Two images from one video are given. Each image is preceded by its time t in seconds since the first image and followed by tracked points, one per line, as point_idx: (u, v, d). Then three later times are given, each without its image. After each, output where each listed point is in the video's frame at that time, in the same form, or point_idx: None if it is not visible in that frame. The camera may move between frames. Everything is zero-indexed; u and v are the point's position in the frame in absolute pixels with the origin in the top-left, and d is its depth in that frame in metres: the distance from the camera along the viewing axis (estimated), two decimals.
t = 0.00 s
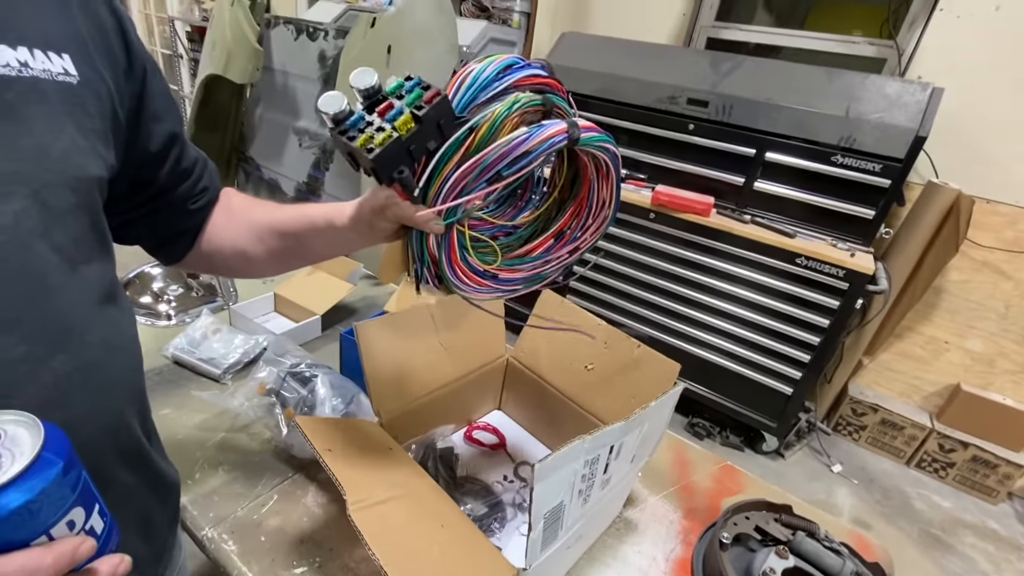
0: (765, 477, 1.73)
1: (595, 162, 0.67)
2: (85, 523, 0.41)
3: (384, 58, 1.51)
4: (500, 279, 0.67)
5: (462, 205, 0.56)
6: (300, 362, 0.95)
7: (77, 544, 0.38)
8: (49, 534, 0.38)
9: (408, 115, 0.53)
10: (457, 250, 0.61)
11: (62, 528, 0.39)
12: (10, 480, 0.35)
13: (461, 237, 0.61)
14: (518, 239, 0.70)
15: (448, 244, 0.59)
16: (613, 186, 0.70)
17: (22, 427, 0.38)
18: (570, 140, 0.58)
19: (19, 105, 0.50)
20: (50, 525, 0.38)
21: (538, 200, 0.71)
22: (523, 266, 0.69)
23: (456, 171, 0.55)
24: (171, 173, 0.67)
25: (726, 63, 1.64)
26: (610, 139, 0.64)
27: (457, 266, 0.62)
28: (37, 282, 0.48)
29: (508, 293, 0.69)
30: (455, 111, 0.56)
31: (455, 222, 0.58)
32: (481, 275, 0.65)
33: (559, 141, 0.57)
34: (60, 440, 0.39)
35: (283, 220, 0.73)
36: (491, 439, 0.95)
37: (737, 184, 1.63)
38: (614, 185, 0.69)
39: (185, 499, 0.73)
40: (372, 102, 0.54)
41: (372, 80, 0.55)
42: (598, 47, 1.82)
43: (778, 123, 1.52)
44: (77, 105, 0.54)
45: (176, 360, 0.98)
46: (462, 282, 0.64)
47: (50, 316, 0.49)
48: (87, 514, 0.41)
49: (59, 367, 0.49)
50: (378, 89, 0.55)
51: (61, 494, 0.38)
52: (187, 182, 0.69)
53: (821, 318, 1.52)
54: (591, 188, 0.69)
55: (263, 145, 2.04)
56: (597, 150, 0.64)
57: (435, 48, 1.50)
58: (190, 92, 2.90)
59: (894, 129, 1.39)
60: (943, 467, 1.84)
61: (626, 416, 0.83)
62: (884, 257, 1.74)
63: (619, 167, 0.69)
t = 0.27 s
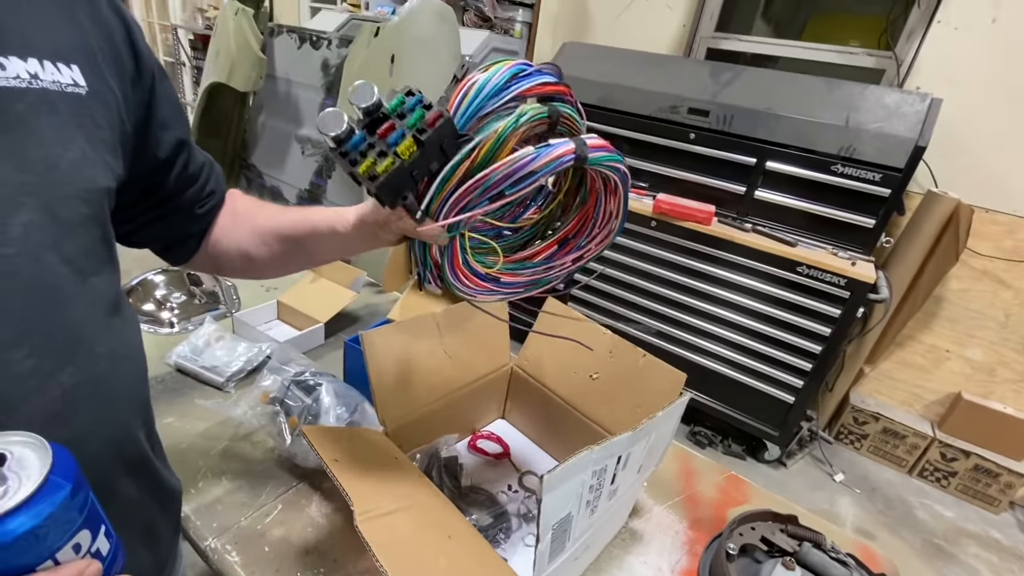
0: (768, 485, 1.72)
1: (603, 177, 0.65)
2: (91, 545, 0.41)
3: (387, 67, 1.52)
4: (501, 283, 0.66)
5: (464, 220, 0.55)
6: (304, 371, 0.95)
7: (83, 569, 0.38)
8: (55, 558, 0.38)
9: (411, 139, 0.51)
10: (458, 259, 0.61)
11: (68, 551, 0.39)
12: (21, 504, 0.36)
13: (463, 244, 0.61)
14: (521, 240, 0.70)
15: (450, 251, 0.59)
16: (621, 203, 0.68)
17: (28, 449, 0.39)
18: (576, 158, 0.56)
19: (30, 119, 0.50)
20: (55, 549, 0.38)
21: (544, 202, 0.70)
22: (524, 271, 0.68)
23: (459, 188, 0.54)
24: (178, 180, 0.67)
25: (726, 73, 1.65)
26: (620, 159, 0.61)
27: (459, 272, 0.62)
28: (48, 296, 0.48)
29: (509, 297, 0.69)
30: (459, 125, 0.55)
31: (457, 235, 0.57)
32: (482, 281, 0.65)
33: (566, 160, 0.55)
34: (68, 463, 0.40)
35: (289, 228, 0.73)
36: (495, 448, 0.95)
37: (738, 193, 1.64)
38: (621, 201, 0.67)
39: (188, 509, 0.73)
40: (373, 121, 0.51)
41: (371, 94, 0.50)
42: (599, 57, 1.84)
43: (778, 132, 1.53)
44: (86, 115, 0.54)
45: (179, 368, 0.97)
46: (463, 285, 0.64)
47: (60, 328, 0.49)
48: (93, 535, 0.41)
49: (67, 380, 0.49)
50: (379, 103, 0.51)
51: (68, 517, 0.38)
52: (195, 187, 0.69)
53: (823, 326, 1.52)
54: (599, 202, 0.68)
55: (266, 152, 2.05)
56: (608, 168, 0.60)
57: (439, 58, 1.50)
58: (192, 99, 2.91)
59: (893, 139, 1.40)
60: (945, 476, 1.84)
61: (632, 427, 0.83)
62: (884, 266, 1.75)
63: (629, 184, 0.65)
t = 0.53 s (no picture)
0: (769, 494, 1.71)
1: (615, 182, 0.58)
2: (113, 557, 0.39)
3: (388, 75, 1.52)
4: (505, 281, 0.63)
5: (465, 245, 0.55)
6: (305, 379, 0.93)
7: None
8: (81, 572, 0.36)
9: (410, 184, 0.51)
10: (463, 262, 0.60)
11: (92, 565, 0.37)
12: (45, 521, 0.34)
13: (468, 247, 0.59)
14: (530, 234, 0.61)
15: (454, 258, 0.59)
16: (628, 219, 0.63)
17: (54, 463, 0.37)
18: (582, 190, 0.51)
19: (38, 126, 0.50)
20: (81, 563, 0.36)
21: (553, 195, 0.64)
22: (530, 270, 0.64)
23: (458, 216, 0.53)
24: (186, 181, 0.68)
25: (725, 82, 1.66)
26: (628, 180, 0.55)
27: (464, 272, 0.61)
28: (60, 304, 0.49)
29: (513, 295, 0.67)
30: (455, 156, 0.52)
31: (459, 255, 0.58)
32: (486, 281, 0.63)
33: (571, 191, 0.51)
34: (91, 474, 0.38)
35: (294, 235, 0.73)
36: (498, 458, 0.94)
37: (738, 201, 1.64)
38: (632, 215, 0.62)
39: (188, 519, 0.72)
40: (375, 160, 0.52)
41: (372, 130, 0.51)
42: (599, 65, 1.84)
43: (778, 141, 1.54)
44: (92, 123, 0.54)
45: (180, 376, 0.97)
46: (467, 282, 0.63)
47: (71, 337, 0.49)
48: (115, 548, 0.40)
49: (80, 391, 0.50)
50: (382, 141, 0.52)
51: (93, 529, 0.37)
52: (204, 185, 0.70)
53: (824, 334, 1.52)
54: (607, 218, 0.63)
55: (267, 160, 2.05)
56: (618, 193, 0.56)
57: (442, 69, 1.50)
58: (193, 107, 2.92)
59: (893, 148, 1.40)
60: (947, 485, 1.82)
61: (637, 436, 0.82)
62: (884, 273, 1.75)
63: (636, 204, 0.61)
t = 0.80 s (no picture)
0: (763, 501, 1.72)
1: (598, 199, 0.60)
2: (133, 547, 0.45)
3: (387, 85, 1.54)
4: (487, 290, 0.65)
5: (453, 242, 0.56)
6: (301, 387, 0.94)
7: (129, 568, 0.42)
8: (105, 559, 0.42)
9: (398, 181, 0.52)
10: (451, 269, 0.62)
11: (115, 553, 0.43)
12: (72, 513, 0.39)
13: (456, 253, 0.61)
14: (520, 246, 0.64)
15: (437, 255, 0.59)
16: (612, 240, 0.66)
17: (78, 460, 0.42)
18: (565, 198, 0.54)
19: (43, 141, 0.51)
20: (105, 550, 0.41)
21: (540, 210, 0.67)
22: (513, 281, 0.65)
23: (446, 216, 0.55)
24: (179, 191, 0.68)
25: (719, 92, 1.69)
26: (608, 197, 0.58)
27: (450, 278, 0.63)
28: (68, 312, 0.51)
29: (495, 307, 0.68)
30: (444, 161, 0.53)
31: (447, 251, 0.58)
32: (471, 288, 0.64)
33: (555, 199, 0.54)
34: (113, 471, 0.44)
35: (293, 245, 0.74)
36: (491, 465, 0.95)
37: (732, 210, 1.66)
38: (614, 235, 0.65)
39: (183, 526, 0.72)
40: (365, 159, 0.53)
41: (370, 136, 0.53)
42: (594, 76, 1.86)
43: (771, 151, 1.56)
44: (93, 136, 0.55)
45: (176, 384, 0.97)
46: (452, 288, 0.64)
47: (80, 345, 0.51)
48: (135, 538, 0.45)
49: (89, 395, 0.52)
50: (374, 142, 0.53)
51: (116, 521, 0.42)
52: (195, 194, 0.70)
53: (817, 342, 1.53)
54: (592, 237, 0.65)
55: (266, 167, 2.06)
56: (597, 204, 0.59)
57: (439, 79, 1.51)
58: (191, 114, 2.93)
59: (883, 159, 1.42)
60: (940, 492, 1.84)
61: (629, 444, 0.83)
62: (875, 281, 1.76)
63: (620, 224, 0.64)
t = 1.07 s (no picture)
0: (755, 507, 1.72)
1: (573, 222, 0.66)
2: (124, 560, 0.43)
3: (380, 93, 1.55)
4: (441, 313, 0.62)
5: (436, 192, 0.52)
6: (291, 399, 0.94)
7: None
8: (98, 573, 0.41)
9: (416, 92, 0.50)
10: (411, 260, 0.57)
11: (106, 567, 0.41)
12: (62, 528, 0.38)
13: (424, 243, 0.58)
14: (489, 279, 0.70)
15: (404, 237, 0.56)
16: (583, 275, 0.69)
17: (66, 474, 0.41)
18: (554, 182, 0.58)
19: (21, 153, 0.51)
20: (97, 565, 0.40)
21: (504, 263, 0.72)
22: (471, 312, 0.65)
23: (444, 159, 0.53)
24: (162, 200, 0.68)
25: (708, 101, 1.70)
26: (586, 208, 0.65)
27: (404, 272, 0.57)
28: (49, 326, 0.50)
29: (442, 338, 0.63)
30: (458, 114, 0.56)
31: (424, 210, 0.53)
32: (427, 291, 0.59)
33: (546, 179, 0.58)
34: (102, 484, 0.43)
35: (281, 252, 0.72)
36: (483, 476, 0.94)
37: (721, 217, 1.67)
38: (582, 275, 0.68)
39: (171, 543, 0.71)
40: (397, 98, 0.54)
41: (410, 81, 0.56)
42: (585, 84, 1.87)
43: (759, 159, 1.57)
44: (71, 147, 0.55)
45: (164, 397, 0.97)
46: (403, 292, 0.58)
47: (65, 358, 0.51)
48: (126, 551, 0.44)
49: (74, 408, 0.51)
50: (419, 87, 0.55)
51: (107, 533, 0.41)
52: (178, 202, 0.70)
53: (807, 348, 1.54)
54: (561, 270, 0.69)
55: (256, 175, 2.06)
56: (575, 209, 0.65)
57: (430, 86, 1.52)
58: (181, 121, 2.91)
59: (869, 167, 1.44)
60: (930, 496, 1.85)
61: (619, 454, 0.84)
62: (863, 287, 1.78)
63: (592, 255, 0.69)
